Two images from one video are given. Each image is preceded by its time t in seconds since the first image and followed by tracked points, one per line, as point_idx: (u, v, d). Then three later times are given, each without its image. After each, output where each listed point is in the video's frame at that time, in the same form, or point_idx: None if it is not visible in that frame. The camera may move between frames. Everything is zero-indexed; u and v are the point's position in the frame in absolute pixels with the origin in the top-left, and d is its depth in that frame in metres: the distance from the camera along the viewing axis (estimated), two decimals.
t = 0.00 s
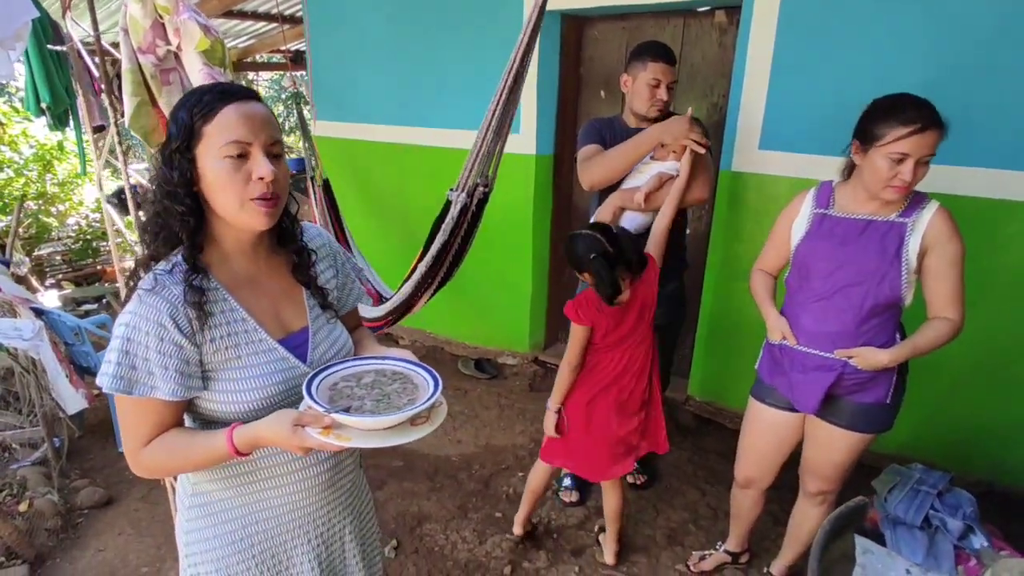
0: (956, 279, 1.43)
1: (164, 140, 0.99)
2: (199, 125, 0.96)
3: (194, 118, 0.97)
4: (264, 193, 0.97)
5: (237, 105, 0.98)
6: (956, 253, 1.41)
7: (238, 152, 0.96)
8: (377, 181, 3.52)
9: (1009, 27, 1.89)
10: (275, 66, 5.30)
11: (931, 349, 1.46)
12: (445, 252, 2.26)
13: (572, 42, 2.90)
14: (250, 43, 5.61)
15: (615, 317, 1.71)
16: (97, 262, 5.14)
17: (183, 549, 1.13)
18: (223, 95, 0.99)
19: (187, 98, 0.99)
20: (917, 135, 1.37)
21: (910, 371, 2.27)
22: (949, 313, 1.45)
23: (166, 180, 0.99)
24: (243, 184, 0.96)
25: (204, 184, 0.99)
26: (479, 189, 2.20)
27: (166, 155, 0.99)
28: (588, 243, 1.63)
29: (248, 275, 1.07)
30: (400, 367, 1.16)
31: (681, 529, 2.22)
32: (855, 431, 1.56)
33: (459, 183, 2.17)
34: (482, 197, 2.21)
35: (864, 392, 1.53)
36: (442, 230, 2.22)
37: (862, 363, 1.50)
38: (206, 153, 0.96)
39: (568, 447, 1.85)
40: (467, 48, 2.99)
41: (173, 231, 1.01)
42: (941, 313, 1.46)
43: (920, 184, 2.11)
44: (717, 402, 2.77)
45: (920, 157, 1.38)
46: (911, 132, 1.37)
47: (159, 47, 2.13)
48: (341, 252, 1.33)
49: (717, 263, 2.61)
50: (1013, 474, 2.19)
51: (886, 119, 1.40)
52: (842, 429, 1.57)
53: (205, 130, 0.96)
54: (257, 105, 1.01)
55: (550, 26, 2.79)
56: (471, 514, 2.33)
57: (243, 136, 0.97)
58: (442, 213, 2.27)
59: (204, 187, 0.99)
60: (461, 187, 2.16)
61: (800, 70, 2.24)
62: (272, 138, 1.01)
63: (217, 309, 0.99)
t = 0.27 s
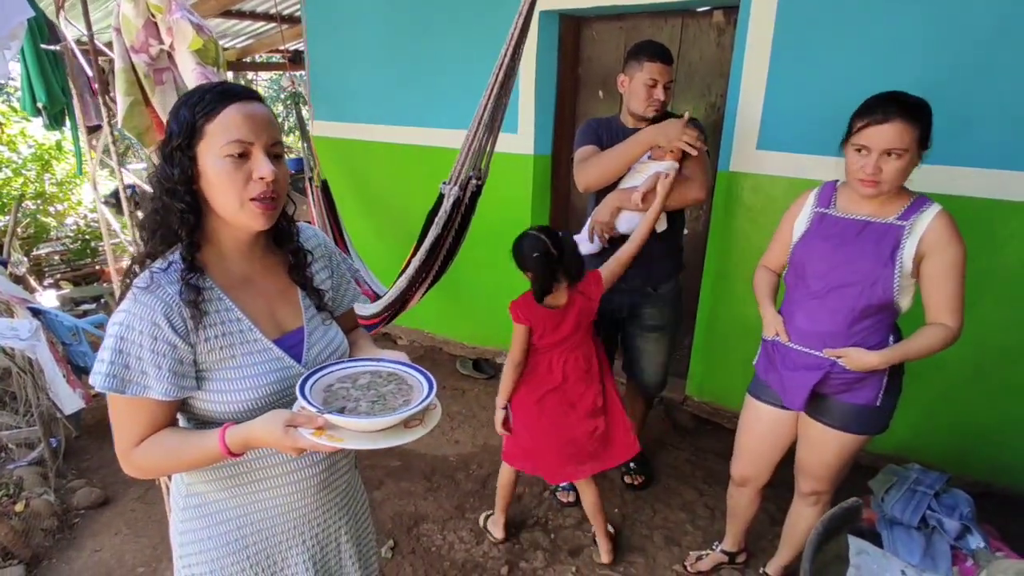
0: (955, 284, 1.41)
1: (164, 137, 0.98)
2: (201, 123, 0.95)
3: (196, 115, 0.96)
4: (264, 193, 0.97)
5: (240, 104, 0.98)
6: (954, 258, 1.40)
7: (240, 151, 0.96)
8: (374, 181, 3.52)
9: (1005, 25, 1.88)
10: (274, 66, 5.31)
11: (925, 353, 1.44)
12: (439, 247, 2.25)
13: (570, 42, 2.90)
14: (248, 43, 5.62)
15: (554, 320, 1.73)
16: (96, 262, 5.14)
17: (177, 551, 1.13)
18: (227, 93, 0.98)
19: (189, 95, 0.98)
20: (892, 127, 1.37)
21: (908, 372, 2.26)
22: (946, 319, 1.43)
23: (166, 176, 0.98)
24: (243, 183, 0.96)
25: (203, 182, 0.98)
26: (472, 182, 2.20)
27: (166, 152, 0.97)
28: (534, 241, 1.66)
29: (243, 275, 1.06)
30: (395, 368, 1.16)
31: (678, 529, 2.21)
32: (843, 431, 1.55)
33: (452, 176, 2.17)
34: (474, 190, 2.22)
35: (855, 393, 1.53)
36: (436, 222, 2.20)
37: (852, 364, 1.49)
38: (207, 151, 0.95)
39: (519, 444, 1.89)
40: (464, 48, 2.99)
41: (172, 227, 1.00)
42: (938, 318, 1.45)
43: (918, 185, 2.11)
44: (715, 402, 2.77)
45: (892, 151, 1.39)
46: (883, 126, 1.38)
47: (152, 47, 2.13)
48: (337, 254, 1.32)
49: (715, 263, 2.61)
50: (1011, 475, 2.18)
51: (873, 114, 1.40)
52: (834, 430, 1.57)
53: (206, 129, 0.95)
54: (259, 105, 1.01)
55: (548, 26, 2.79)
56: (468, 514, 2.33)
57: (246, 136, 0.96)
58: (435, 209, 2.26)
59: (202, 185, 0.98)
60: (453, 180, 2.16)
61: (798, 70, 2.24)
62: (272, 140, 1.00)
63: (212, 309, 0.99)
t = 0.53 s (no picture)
0: (955, 287, 1.38)
1: (161, 137, 0.97)
2: (198, 124, 0.95)
3: (193, 116, 0.95)
4: (261, 195, 0.97)
5: (238, 105, 0.97)
6: (953, 261, 1.36)
7: (237, 153, 0.95)
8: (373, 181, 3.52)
9: (1004, 25, 1.88)
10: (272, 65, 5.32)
11: (921, 359, 1.42)
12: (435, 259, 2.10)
13: (568, 42, 2.90)
14: (247, 43, 5.61)
15: (475, 307, 1.98)
16: (94, 262, 5.13)
17: (173, 551, 1.12)
18: (223, 94, 0.97)
19: (186, 96, 0.97)
20: (868, 124, 1.41)
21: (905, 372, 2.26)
22: (947, 323, 1.40)
23: (163, 176, 0.98)
24: (241, 185, 0.95)
25: (200, 183, 0.97)
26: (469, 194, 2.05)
27: (162, 152, 0.97)
28: (474, 233, 1.96)
29: (239, 274, 1.06)
30: (389, 367, 1.16)
31: (676, 529, 2.21)
32: (831, 428, 1.56)
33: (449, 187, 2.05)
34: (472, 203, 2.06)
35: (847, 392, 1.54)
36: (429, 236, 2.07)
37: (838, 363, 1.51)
38: (204, 153, 0.95)
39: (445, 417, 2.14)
40: (462, 48, 2.99)
41: (169, 227, 0.99)
42: (939, 322, 1.41)
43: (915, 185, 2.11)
44: (713, 402, 2.77)
45: (860, 146, 1.43)
46: (855, 122, 1.43)
47: (147, 46, 2.13)
48: (334, 253, 1.32)
49: (714, 263, 2.60)
50: (1008, 475, 2.18)
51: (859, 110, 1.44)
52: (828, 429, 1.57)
53: (204, 129, 0.95)
54: (256, 106, 1.00)
55: (546, 26, 2.79)
56: (466, 514, 2.32)
57: (243, 137, 0.96)
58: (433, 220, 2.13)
59: (200, 186, 0.97)
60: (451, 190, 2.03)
61: (796, 70, 2.24)
62: (271, 141, 1.00)
63: (209, 308, 0.98)
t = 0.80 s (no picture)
0: (947, 287, 1.37)
1: (157, 142, 0.97)
2: (193, 131, 0.95)
3: (188, 122, 0.95)
4: (259, 201, 0.97)
5: (234, 110, 0.97)
6: (946, 261, 1.36)
7: (233, 159, 0.96)
8: (371, 181, 3.52)
9: (1002, 27, 1.88)
10: (271, 66, 5.32)
11: (910, 359, 1.42)
12: (429, 271, 1.97)
13: (567, 43, 2.91)
14: (246, 43, 5.61)
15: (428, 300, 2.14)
16: (93, 262, 5.13)
17: (175, 555, 1.13)
18: (218, 99, 0.97)
19: (181, 101, 0.97)
20: (845, 123, 1.47)
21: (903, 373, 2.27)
22: (938, 323, 1.39)
23: (159, 182, 0.98)
24: (238, 192, 0.96)
25: (197, 190, 0.97)
26: (462, 208, 1.98)
27: (159, 158, 0.97)
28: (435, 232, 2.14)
29: (236, 277, 1.06)
30: (389, 371, 1.16)
31: (674, 530, 2.21)
32: (824, 428, 1.57)
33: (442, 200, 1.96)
34: (465, 217, 1.99)
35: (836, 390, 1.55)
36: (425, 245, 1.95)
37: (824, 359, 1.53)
38: (201, 160, 0.95)
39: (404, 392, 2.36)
40: (461, 49, 2.99)
41: (166, 232, 0.99)
42: (931, 322, 1.40)
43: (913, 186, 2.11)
44: (712, 403, 2.77)
45: (835, 145, 1.49)
46: (835, 123, 1.48)
47: (144, 48, 2.13)
48: (331, 254, 1.32)
49: (712, 264, 2.61)
50: (1007, 476, 2.18)
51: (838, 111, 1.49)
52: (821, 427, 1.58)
53: (200, 135, 0.95)
54: (252, 111, 1.00)
55: (544, 27, 2.79)
56: (465, 515, 2.33)
57: (239, 144, 0.96)
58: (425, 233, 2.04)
59: (197, 192, 0.97)
60: (444, 204, 1.95)
61: (794, 71, 2.24)
62: (267, 146, 1.00)
63: (207, 310, 0.98)
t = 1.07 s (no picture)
0: (934, 284, 1.38)
1: (160, 144, 0.96)
2: (198, 136, 0.94)
3: (193, 126, 0.94)
4: (260, 209, 0.98)
5: (239, 117, 0.96)
6: (936, 258, 1.37)
7: (237, 166, 0.95)
8: (371, 182, 3.51)
9: (1002, 28, 1.88)
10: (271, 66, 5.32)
11: (893, 352, 1.45)
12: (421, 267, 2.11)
13: (567, 44, 2.90)
14: (246, 43, 5.61)
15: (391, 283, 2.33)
16: (93, 262, 5.12)
17: (176, 558, 1.12)
18: (223, 103, 0.96)
19: (186, 103, 0.96)
20: (852, 120, 1.47)
21: (903, 374, 2.26)
22: (926, 319, 1.40)
23: (161, 186, 0.97)
24: (240, 200, 0.96)
25: (199, 194, 0.97)
26: (453, 207, 2.12)
27: (161, 161, 0.96)
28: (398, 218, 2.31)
29: (235, 278, 1.06)
30: (390, 372, 1.15)
31: (674, 531, 2.21)
32: (819, 421, 1.59)
33: (433, 200, 2.09)
34: (456, 216, 2.14)
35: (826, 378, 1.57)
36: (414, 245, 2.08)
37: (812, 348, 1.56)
38: (205, 166, 0.95)
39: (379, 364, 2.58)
40: (461, 50, 2.99)
41: (167, 235, 0.98)
42: (919, 318, 1.41)
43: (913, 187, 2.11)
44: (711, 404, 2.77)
45: (840, 141, 1.49)
46: (841, 119, 1.49)
47: (143, 50, 2.13)
48: (329, 255, 1.32)
49: (712, 264, 2.61)
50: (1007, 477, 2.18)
51: (844, 107, 1.50)
52: (815, 418, 1.59)
53: (205, 141, 0.94)
54: (257, 116, 0.99)
55: (545, 28, 2.79)
56: (465, 516, 2.32)
57: (244, 151, 0.95)
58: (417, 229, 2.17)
59: (200, 196, 0.97)
60: (435, 203, 2.08)
61: (794, 72, 2.24)
62: (271, 153, 1.00)
63: (206, 311, 0.98)
